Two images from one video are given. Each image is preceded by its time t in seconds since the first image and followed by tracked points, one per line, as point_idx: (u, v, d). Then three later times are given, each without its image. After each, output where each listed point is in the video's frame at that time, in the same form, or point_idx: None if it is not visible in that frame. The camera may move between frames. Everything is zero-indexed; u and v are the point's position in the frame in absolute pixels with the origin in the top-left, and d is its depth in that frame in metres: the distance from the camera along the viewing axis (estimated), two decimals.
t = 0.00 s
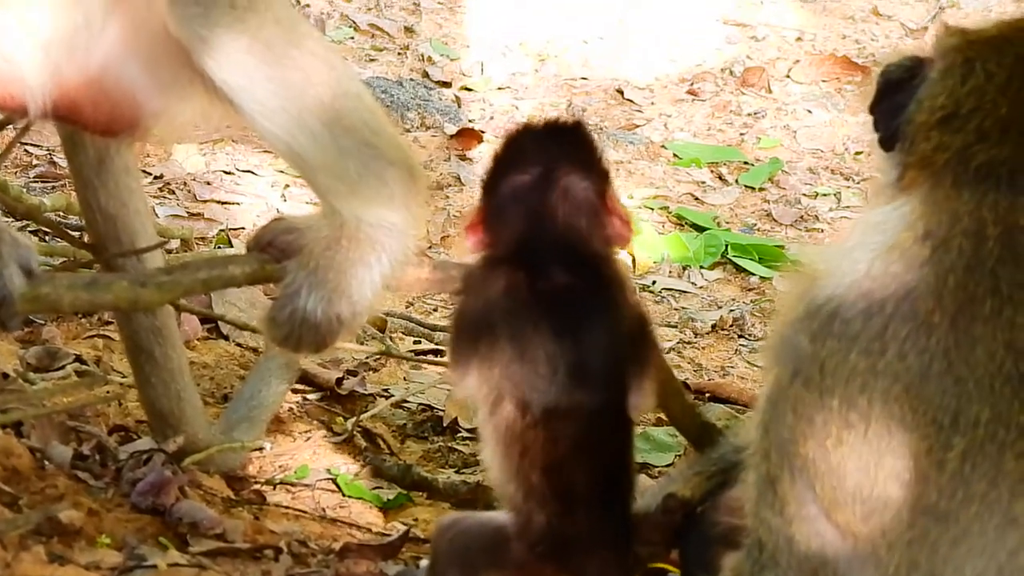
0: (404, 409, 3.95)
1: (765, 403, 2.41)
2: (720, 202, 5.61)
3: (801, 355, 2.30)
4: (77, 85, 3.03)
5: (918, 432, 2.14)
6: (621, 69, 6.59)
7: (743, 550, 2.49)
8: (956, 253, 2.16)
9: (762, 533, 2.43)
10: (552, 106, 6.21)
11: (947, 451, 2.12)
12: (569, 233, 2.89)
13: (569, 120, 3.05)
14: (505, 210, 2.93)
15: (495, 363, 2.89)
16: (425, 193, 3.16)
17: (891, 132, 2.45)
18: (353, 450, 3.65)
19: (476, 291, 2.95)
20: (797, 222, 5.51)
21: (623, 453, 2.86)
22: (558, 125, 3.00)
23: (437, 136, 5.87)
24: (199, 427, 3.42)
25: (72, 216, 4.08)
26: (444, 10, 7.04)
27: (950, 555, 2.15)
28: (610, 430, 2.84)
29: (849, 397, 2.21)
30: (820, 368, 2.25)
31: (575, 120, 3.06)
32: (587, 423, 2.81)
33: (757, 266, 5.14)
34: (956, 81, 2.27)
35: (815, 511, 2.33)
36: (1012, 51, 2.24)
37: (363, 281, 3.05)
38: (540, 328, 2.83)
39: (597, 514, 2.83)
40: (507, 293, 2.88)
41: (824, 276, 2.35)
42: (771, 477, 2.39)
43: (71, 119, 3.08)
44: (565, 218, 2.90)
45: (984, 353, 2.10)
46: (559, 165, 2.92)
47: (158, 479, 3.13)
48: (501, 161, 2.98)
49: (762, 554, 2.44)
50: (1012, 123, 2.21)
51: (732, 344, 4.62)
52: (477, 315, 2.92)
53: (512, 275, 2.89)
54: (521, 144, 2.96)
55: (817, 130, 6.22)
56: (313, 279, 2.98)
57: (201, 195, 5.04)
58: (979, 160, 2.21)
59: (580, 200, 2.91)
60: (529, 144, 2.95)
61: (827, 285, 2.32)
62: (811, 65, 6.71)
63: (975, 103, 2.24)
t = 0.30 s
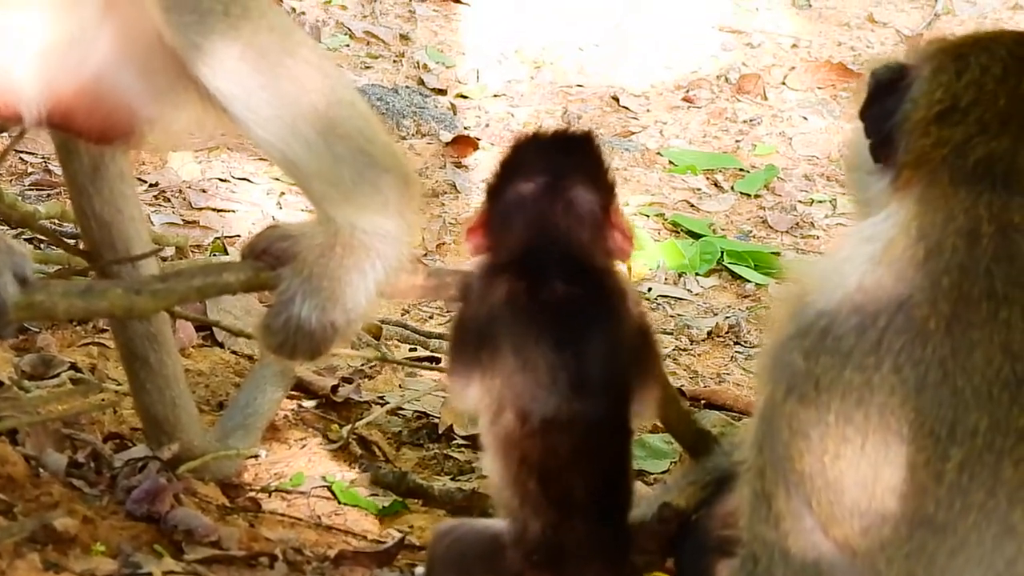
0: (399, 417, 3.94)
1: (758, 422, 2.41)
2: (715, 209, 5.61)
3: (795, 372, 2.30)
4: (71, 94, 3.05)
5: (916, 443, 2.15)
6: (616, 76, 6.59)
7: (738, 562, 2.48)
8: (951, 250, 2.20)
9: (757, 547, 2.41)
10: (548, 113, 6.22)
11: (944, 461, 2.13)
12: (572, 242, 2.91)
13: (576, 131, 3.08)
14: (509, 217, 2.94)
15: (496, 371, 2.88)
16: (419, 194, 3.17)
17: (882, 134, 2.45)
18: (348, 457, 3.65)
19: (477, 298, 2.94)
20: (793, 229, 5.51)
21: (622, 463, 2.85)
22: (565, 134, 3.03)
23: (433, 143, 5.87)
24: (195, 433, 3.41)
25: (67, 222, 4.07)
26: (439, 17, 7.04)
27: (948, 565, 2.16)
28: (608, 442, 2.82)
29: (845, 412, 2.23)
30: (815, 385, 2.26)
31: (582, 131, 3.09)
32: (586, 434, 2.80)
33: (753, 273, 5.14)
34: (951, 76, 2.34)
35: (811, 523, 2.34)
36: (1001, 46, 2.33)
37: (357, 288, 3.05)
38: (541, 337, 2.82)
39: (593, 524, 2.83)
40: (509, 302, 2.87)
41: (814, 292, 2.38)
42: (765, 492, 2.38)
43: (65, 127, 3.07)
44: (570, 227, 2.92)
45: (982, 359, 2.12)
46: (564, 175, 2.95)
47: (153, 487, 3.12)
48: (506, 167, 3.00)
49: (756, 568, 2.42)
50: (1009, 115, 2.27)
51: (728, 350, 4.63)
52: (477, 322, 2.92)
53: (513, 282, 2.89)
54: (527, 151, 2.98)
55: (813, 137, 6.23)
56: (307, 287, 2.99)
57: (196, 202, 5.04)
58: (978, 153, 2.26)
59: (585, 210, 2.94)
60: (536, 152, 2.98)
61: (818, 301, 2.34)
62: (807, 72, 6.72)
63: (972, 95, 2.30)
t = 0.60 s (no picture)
0: (392, 422, 3.94)
1: (750, 432, 2.41)
2: (708, 214, 5.61)
3: (788, 383, 2.30)
4: (65, 99, 3.04)
5: (911, 450, 2.14)
6: (609, 80, 6.59)
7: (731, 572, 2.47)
8: (945, 254, 2.20)
9: (750, 556, 2.41)
10: (541, 118, 6.21)
11: (940, 467, 2.13)
12: (572, 251, 2.88)
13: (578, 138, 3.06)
14: (510, 225, 2.92)
15: (497, 379, 2.88)
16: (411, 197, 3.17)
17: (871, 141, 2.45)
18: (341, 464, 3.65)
19: (478, 306, 2.94)
20: (787, 233, 5.52)
21: (620, 471, 2.85)
22: (566, 142, 3.01)
23: (426, 148, 5.87)
24: (187, 440, 3.41)
25: (58, 229, 4.07)
26: (432, 21, 7.00)
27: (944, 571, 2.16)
28: (607, 449, 2.82)
29: (839, 421, 2.22)
30: (809, 395, 2.26)
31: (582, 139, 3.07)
32: (585, 442, 2.80)
33: (746, 278, 5.15)
34: (939, 82, 2.34)
35: (805, 532, 2.33)
36: (989, 51, 2.34)
37: (349, 295, 3.05)
38: (542, 345, 2.81)
39: (592, 532, 2.83)
40: (510, 309, 2.86)
41: (806, 301, 2.39)
42: (759, 502, 2.38)
43: (58, 133, 3.08)
44: (571, 234, 2.89)
45: (978, 365, 2.12)
46: (565, 182, 2.92)
47: (146, 494, 3.11)
48: (507, 174, 2.99)
49: None
50: (1001, 118, 2.27)
51: (722, 355, 4.65)
52: (478, 329, 2.92)
53: (515, 291, 2.88)
54: (527, 159, 2.97)
55: (806, 141, 6.22)
56: (299, 294, 2.99)
57: (189, 207, 5.04)
58: (971, 158, 2.26)
59: (586, 217, 2.91)
60: (536, 160, 2.96)
61: (810, 310, 2.36)
62: (800, 76, 6.73)
63: (962, 100, 2.30)
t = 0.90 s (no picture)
0: (383, 429, 3.95)
1: (742, 444, 2.42)
2: (699, 220, 5.62)
3: (779, 395, 2.31)
4: (57, 105, 3.04)
5: (903, 461, 2.15)
6: (599, 86, 6.59)
7: None
8: (936, 265, 2.21)
9: (741, 569, 2.41)
10: (532, 123, 6.22)
11: (932, 478, 2.14)
12: (564, 266, 2.90)
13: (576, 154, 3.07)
14: (501, 239, 2.94)
15: (484, 392, 2.88)
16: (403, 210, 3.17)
17: (860, 152, 2.45)
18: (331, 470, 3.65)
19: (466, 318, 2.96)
20: (778, 239, 5.54)
21: (610, 486, 2.86)
22: (562, 157, 3.02)
23: (417, 154, 5.88)
24: (178, 447, 3.42)
25: (49, 234, 4.07)
26: (423, 26, 6.97)
27: None
28: (597, 464, 2.83)
29: (830, 433, 2.23)
30: (800, 407, 2.27)
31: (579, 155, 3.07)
32: (575, 456, 2.81)
33: (737, 285, 5.17)
34: (928, 93, 2.34)
35: (797, 544, 2.34)
36: (976, 62, 2.34)
37: (341, 302, 3.04)
38: (531, 359, 2.83)
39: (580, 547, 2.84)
40: (499, 323, 2.88)
41: (796, 313, 2.40)
42: (750, 514, 2.39)
43: (50, 140, 3.08)
44: (562, 252, 2.90)
45: (969, 376, 2.13)
46: (558, 199, 2.94)
47: (137, 501, 3.08)
48: (501, 188, 3.00)
49: None
50: (989, 129, 2.28)
51: (713, 361, 4.67)
52: (466, 342, 2.94)
53: (504, 305, 2.90)
54: (521, 173, 2.98)
55: (797, 148, 6.24)
56: (292, 301, 2.98)
57: (180, 212, 5.04)
58: (961, 169, 2.27)
59: (578, 234, 2.92)
60: (531, 175, 2.97)
61: (799, 322, 2.36)
62: (791, 82, 6.74)
63: (950, 111, 2.31)
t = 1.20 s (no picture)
0: (377, 437, 3.95)
1: (736, 453, 2.43)
2: (693, 228, 5.63)
3: (775, 405, 2.32)
4: (51, 112, 3.04)
5: (898, 470, 2.16)
6: (594, 93, 6.60)
7: None
8: (932, 275, 2.21)
9: None
10: (526, 131, 6.23)
11: (928, 487, 2.15)
12: (555, 276, 2.90)
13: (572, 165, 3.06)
14: (492, 247, 2.95)
15: (476, 402, 2.89)
16: (398, 217, 3.18)
17: (854, 163, 2.46)
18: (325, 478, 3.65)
19: (458, 327, 2.97)
20: (772, 247, 5.56)
21: (603, 495, 2.87)
22: (558, 168, 3.01)
23: (411, 160, 5.89)
24: (172, 455, 3.42)
25: (44, 242, 4.07)
26: (418, 33, 6.97)
27: None
28: (590, 473, 2.84)
29: (825, 442, 2.24)
30: (795, 417, 2.28)
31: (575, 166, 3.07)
32: (567, 465, 2.82)
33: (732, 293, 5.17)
34: (922, 104, 2.35)
35: (791, 553, 2.34)
36: (970, 72, 2.35)
37: (335, 312, 3.05)
38: (522, 369, 2.84)
39: (575, 556, 2.83)
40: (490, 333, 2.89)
41: (791, 322, 2.40)
42: (744, 524, 2.39)
43: (44, 147, 3.09)
44: (552, 262, 2.91)
45: (965, 386, 2.14)
46: (551, 209, 2.94)
47: (131, 508, 3.04)
48: (495, 198, 3.00)
49: None
50: (983, 139, 2.29)
51: (707, 370, 4.69)
52: (458, 351, 2.95)
53: (495, 314, 2.91)
54: (515, 183, 2.98)
55: (793, 156, 6.26)
56: (285, 310, 2.98)
57: (174, 219, 5.05)
58: (955, 180, 2.27)
59: (570, 245, 2.91)
60: (524, 185, 2.97)
61: (794, 332, 2.37)
62: (786, 90, 6.76)
63: (945, 121, 2.32)
